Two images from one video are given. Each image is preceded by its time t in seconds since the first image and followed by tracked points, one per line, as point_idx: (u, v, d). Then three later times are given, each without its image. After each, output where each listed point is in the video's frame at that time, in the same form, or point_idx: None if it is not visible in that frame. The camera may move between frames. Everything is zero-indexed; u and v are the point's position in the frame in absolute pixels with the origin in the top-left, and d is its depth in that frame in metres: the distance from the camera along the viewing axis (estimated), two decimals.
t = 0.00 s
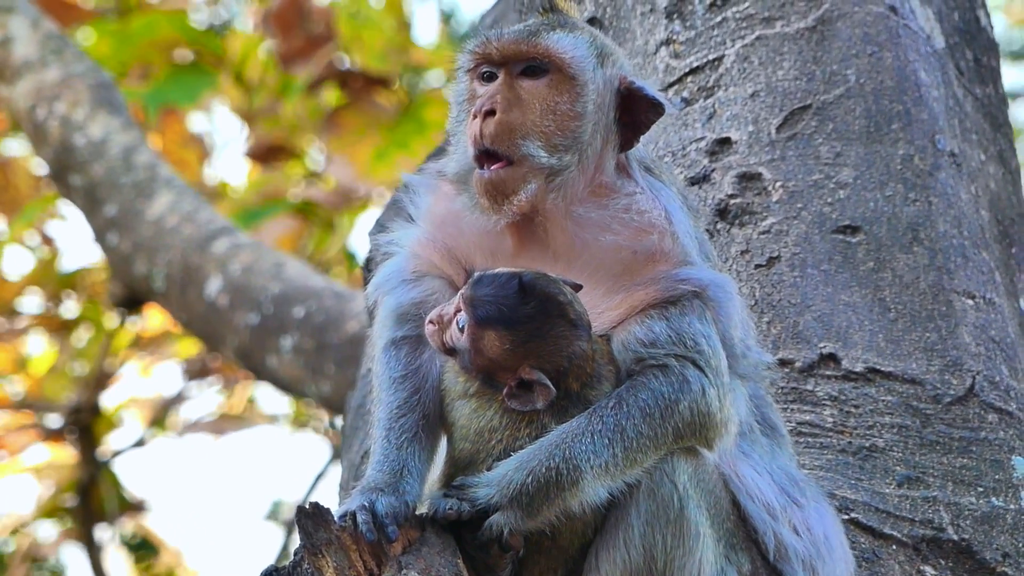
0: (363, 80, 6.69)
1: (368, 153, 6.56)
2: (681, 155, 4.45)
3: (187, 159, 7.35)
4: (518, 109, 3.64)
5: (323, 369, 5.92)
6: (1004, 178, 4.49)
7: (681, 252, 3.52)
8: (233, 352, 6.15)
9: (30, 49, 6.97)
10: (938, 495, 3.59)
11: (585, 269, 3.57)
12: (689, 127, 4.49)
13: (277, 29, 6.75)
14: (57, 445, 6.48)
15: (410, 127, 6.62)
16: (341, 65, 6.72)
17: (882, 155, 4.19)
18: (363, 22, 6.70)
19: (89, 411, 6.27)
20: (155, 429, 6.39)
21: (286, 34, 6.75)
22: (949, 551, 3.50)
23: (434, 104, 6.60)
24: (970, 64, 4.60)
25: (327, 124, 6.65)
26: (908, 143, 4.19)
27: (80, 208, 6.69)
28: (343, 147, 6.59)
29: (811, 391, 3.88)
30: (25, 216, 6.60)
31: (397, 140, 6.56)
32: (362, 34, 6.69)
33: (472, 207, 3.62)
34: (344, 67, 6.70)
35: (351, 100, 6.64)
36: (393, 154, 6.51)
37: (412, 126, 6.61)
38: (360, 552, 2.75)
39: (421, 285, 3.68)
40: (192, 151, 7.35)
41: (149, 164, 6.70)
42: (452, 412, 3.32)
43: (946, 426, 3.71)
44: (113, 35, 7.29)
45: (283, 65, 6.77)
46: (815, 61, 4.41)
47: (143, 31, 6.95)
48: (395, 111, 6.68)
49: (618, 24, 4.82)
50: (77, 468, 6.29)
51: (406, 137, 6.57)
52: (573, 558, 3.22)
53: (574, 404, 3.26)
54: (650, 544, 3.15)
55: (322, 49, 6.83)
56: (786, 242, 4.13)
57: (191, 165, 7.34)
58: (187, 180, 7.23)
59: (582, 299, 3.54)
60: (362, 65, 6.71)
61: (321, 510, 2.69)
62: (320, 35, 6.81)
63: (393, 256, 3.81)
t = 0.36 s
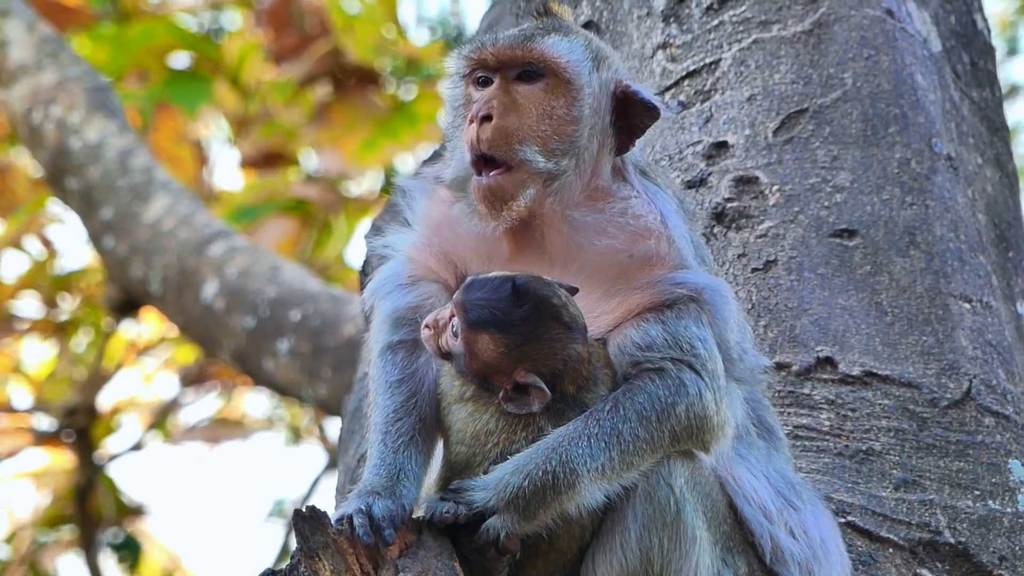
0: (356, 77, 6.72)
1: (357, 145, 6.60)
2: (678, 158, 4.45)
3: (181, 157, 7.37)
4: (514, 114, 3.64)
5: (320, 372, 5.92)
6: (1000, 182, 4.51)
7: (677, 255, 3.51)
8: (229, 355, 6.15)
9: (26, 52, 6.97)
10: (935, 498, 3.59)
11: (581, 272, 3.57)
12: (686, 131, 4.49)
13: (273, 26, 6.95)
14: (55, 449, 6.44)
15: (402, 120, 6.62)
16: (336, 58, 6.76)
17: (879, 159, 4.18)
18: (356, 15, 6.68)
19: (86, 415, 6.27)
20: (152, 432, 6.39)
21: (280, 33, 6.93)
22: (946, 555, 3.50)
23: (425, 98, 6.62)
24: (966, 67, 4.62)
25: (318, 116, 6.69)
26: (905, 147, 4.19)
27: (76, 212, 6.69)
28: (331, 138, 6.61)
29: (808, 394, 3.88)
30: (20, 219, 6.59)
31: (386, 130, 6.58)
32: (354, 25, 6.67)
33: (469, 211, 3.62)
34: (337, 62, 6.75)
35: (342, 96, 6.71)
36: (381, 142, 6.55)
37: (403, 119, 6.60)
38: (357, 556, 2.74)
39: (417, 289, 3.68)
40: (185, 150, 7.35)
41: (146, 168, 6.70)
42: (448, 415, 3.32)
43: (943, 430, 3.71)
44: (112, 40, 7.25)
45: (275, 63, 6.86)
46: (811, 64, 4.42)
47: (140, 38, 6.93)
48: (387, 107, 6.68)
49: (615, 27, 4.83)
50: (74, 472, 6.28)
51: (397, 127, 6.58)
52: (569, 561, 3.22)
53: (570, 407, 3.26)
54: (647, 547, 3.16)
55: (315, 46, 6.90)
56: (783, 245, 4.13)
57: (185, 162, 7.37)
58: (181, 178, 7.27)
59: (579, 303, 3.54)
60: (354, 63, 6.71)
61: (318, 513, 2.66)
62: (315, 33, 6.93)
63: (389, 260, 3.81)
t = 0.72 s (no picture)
0: (362, 83, 6.77)
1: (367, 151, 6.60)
2: (677, 161, 4.45)
3: (177, 164, 7.35)
4: (513, 118, 3.64)
5: (319, 374, 5.92)
6: (1000, 184, 4.52)
7: (677, 257, 3.51)
8: (228, 357, 6.15)
9: (25, 54, 6.97)
10: (934, 501, 3.59)
11: (581, 275, 3.57)
12: (685, 133, 4.49)
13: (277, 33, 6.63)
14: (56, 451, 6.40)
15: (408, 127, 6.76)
16: (342, 65, 6.80)
17: (878, 161, 4.18)
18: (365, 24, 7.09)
19: (85, 417, 6.27)
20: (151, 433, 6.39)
21: (285, 39, 6.65)
22: (946, 557, 3.50)
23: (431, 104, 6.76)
24: (966, 69, 4.62)
25: (325, 123, 6.71)
26: (905, 149, 4.18)
27: (75, 213, 6.69)
28: (341, 146, 6.63)
29: (807, 397, 3.88)
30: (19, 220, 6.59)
31: (393, 136, 6.67)
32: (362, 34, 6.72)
33: (468, 215, 3.62)
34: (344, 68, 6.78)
35: (348, 102, 6.74)
36: (391, 149, 6.62)
37: (410, 126, 6.76)
38: (356, 559, 2.74)
39: (416, 292, 3.68)
40: (181, 158, 7.33)
41: (145, 169, 6.70)
42: (447, 419, 3.32)
43: (942, 432, 3.71)
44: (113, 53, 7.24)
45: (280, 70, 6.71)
46: (811, 67, 4.41)
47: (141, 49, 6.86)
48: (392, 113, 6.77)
49: (614, 30, 4.82)
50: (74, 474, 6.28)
51: (404, 133, 6.71)
52: (569, 565, 3.21)
53: (569, 410, 3.26)
54: (646, 550, 3.15)
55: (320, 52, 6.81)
56: (783, 248, 4.13)
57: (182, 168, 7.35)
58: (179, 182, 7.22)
59: (578, 305, 3.53)
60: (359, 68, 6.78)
61: (318, 517, 2.65)
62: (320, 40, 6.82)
63: (388, 263, 3.81)
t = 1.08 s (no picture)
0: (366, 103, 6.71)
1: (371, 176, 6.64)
2: (677, 161, 4.45)
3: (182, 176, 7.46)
4: (512, 120, 3.64)
5: (319, 374, 5.92)
6: (1000, 184, 4.52)
7: (676, 258, 3.50)
8: (228, 357, 6.15)
9: (25, 54, 6.97)
10: (934, 501, 3.59)
11: (581, 276, 3.57)
12: (685, 134, 4.49)
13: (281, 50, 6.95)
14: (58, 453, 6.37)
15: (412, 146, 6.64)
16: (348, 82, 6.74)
17: (878, 162, 4.18)
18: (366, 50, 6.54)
19: (85, 417, 6.26)
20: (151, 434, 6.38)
21: (288, 56, 6.95)
22: (946, 558, 3.50)
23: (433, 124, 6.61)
24: (966, 70, 4.62)
25: (327, 148, 6.75)
26: (905, 149, 4.18)
27: (75, 213, 6.69)
28: (344, 171, 6.67)
29: (807, 398, 3.88)
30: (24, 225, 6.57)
31: (397, 159, 6.59)
32: (364, 61, 6.53)
33: (468, 217, 3.62)
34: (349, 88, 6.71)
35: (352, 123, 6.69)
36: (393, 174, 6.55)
37: (413, 146, 6.62)
38: (356, 560, 2.74)
39: (415, 292, 3.68)
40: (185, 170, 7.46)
41: (144, 169, 6.70)
42: (447, 419, 3.32)
43: (942, 433, 3.71)
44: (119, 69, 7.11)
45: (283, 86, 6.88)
46: (810, 67, 4.41)
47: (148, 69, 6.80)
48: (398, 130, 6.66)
49: (613, 30, 4.82)
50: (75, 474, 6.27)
51: (406, 155, 6.60)
52: (569, 566, 3.21)
53: (569, 411, 3.25)
54: (646, 550, 3.15)
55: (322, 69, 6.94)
56: (782, 248, 4.13)
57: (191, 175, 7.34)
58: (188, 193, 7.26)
59: (578, 306, 3.53)
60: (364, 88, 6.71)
61: (318, 517, 2.65)
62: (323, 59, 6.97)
63: (388, 263, 3.81)
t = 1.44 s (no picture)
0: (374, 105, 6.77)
1: (378, 178, 6.59)
2: (679, 161, 4.45)
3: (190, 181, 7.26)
4: (513, 122, 3.64)
5: (321, 373, 5.92)
6: (1001, 185, 4.52)
7: (677, 258, 3.50)
8: (230, 356, 6.15)
9: (27, 54, 6.97)
10: (935, 501, 3.59)
11: (582, 276, 3.57)
12: (686, 134, 4.49)
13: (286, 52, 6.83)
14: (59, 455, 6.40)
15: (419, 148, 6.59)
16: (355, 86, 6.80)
17: (879, 162, 4.18)
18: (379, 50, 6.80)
19: (88, 417, 6.27)
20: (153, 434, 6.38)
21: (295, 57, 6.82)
22: (946, 558, 3.50)
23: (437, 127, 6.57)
24: (968, 70, 4.62)
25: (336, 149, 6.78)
26: (906, 149, 4.18)
27: (77, 213, 6.69)
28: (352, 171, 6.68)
29: (809, 398, 3.88)
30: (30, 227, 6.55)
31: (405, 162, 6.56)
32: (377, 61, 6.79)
33: (470, 219, 3.62)
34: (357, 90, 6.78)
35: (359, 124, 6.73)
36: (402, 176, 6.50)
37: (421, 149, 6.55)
38: (357, 560, 2.74)
39: (417, 293, 3.69)
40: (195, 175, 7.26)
41: (146, 169, 6.70)
42: (449, 419, 3.32)
43: (944, 433, 3.71)
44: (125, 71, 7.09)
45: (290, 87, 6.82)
46: (812, 67, 4.41)
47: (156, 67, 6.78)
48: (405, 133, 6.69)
49: (615, 30, 4.83)
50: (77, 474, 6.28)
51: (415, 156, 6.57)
52: (570, 566, 3.21)
53: (570, 411, 3.25)
54: (647, 550, 3.15)
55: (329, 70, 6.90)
56: (784, 248, 4.13)
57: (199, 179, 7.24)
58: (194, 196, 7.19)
59: (579, 306, 3.53)
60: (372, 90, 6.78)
61: (319, 517, 2.65)
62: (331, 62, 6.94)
63: (390, 263, 3.81)
